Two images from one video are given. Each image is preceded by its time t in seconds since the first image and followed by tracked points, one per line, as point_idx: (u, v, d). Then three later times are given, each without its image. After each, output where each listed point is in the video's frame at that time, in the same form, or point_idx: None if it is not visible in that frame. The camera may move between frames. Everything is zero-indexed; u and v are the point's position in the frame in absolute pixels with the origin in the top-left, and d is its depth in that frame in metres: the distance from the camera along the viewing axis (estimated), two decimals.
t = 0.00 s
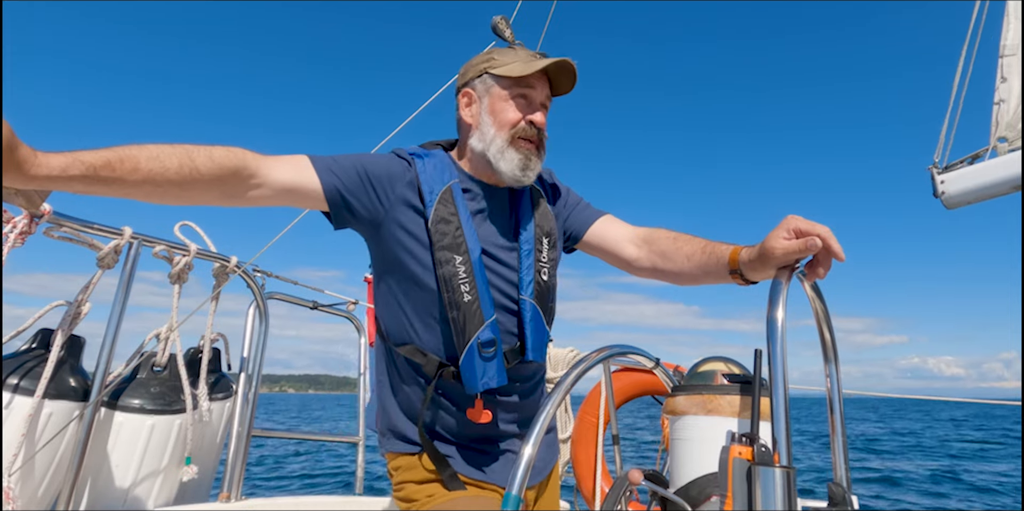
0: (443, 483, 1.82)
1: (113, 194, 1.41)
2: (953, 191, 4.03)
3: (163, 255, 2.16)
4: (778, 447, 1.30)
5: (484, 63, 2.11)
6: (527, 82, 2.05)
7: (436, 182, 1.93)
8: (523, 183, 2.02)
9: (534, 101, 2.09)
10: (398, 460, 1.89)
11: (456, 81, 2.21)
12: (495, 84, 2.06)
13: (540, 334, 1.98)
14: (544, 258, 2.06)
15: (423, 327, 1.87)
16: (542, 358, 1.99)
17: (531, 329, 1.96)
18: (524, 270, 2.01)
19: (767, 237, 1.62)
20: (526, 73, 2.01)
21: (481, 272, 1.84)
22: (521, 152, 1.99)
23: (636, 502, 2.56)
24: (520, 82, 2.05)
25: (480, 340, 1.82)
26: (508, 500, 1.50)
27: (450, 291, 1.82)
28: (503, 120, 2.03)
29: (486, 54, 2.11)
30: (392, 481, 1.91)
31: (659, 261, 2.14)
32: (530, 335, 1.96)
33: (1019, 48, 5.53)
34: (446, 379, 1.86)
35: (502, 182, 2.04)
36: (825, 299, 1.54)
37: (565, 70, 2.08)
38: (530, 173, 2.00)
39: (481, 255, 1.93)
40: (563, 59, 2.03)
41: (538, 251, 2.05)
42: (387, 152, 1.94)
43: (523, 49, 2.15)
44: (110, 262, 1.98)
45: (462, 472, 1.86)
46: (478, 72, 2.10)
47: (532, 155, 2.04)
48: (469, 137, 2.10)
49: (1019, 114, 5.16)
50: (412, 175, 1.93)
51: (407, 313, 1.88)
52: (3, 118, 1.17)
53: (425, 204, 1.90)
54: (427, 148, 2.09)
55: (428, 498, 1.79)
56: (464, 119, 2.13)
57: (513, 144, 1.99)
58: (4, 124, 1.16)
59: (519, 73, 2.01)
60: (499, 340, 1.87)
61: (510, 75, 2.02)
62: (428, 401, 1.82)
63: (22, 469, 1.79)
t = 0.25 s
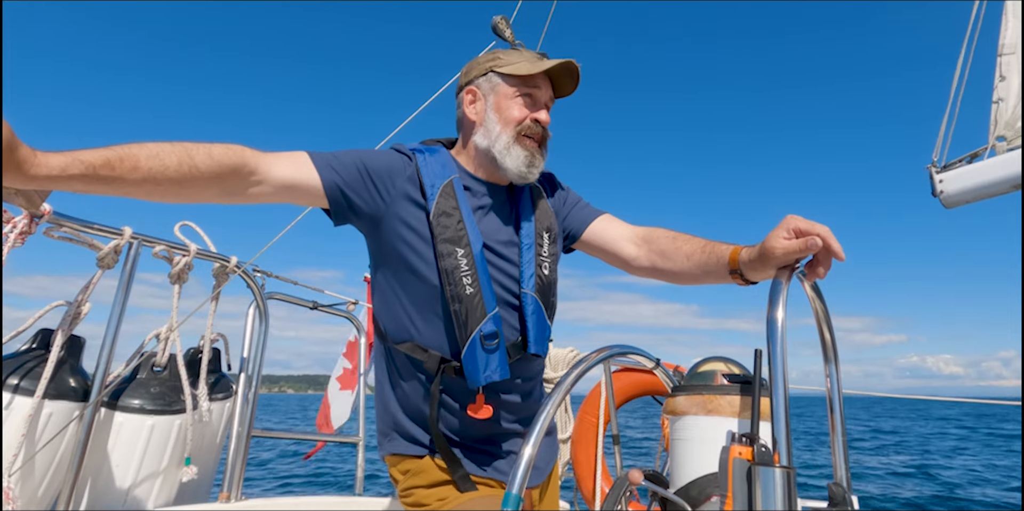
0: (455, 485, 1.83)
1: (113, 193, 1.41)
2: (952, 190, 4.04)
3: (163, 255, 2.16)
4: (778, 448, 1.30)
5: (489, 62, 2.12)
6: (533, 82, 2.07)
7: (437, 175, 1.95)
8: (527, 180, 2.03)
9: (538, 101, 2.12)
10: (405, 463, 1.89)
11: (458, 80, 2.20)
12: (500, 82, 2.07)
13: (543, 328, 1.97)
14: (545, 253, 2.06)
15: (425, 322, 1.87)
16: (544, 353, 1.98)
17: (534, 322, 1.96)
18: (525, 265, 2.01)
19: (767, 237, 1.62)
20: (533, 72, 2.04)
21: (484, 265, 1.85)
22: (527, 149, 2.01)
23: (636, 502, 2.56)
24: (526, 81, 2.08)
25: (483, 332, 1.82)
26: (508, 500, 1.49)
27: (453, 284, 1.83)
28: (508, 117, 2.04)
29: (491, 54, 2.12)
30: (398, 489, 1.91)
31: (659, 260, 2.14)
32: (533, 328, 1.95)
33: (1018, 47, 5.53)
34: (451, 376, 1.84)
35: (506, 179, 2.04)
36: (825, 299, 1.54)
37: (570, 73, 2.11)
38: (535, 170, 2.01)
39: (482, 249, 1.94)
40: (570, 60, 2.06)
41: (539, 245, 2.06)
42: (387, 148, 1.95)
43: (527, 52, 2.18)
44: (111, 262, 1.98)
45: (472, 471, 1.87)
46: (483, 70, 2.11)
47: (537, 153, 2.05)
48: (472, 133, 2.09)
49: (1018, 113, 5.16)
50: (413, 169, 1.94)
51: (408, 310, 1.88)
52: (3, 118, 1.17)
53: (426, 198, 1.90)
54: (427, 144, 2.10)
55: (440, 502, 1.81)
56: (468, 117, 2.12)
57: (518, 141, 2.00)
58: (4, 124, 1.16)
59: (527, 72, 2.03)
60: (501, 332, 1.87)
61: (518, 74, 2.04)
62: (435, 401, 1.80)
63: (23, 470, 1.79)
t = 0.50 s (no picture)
0: (452, 489, 1.82)
1: (112, 191, 1.41)
2: (951, 190, 4.03)
3: (162, 255, 2.15)
4: (778, 448, 1.30)
5: (485, 58, 2.12)
6: (529, 76, 2.07)
7: (438, 167, 1.95)
8: (527, 173, 2.03)
9: (536, 95, 2.12)
10: (403, 463, 1.88)
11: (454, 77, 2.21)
12: (497, 77, 2.07)
13: (548, 319, 1.98)
14: (549, 245, 2.07)
15: (429, 316, 1.86)
16: (551, 344, 2.00)
17: (540, 314, 1.96)
18: (531, 256, 2.01)
19: (767, 237, 1.62)
20: (529, 66, 2.04)
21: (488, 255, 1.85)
22: (525, 142, 2.01)
23: (636, 502, 2.55)
24: (522, 75, 2.08)
25: (489, 322, 1.83)
26: (508, 499, 1.49)
27: (458, 274, 1.83)
28: (506, 111, 2.04)
29: (487, 49, 2.13)
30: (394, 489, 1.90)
31: (659, 259, 2.14)
32: (540, 320, 1.95)
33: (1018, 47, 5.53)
34: (456, 370, 1.84)
35: (506, 172, 2.04)
36: (824, 299, 1.54)
37: (565, 65, 2.11)
38: (535, 163, 2.01)
39: (486, 241, 1.94)
40: (566, 53, 2.06)
41: (543, 238, 2.06)
42: (388, 143, 1.95)
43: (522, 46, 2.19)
44: (111, 262, 1.98)
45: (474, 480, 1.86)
46: (480, 65, 2.11)
47: (536, 146, 2.05)
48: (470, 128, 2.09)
49: (1018, 113, 5.15)
50: (414, 163, 1.94)
51: (412, 304, 1.88)
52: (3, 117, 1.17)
53: (428, 190, 1.90)
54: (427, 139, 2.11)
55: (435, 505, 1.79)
56: (465, 112, 2.12)
57: (517, 134, 2.00)
58: (3, 124, 1.16)
59: (523, 66, 2.03)
60: (508, 322, 1.88)
61: (514, 68, 2.05)
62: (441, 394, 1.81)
63: (22, 470, 1.79)
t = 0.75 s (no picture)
0: (446, 490, 1.81)
1: (112, 192, 1.41)
2: (952, 191, 4.03)
3: (163, 255, 2.15)
4: (778, 448, 1.30)
5: (490, 57, 2.11)
6: (535, 79, 2.08)
7: (439, 167, 1.95)
8: (529, 177, 2.05)
9: (540, 98, 2.13)
10: (406, 466, 1.89)
11: (456, 73, 2.19)
12: (502, 78, 2.07)
13: (551, 319, 1.98)
14: (551, 246, 2.07)
15: (432, 316, 1.87)
16: (554, 345, 1.99)
17: (543, 314, 1.96)
18: (533, 256, 2.01)
19: (767, 237, 1.62)
20: (536, 70, 2.04)
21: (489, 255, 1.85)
22: (529, 147, 2.03)
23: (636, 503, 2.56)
24: (528, 78, 2.08)
25: (491, 321, 1.83)
26: (508, 499, 1.49)
27: (459, 273, 1.83)
28: (511, 114, 2.04)
29: (492, 48, 2.11)
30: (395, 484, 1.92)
31: (659, 260, 2.14)
32: (543, 320, 1.95)
33: (1018, 47, 5.53)
34: (457, 371, 1.84)
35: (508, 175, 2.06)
36: (824, 299, 1.54)
37: (570, 69, 2.12)
38: (538, 168, 2.04)
39: (488, 241, 1.94)
40: (572, 57, 2.07)
41: (545, 238, 2.06)
42: (388, 143, 1.95)
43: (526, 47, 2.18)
44: (111, 262, 1.98)
45: (471, 484, 1.85)
46: (484, 65, 2.10)
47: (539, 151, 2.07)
48: (473, 129, 2.09)
49: (1018, 113, 5.16)
50: (415, 163, 1.95)
51: (414, 305, 1.88)
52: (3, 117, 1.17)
53: (429, 190, 1.90)
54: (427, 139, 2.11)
55: (429, 506, 1.79)
56: (468, 111, 2.11)
57: (521, 139, 2.02)
58: (4, 124, 1.16)
59: (530, 70, 2.03)
60: (510, 322, 1.88)
61: (521, 71, 2.04)
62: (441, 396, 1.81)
63: (22, 470, 1.79)
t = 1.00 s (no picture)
0: (447, 483, 1.82)
1: (113, 195, 1.41)
2: (952, 191, 4.03)
3: (163, 255, 2.15)
4: (778, 448, 1.30)
5: (500, 61, 2.10)
6: (545, 87, 2.09)
7: (439, 169, 1.95)
8: (536, 185, 2.08)
9: (546, 105, 2.14)
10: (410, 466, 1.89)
11: (462, 73, 2.16)
12: (512, 84, 2.07)
13: (552, 322, 1.98)
14: (552, 248, 2.07)
15: (433, 319, 1.87)
16: (555, 346, 1.99)
17: (544, 316, 1.96)
18: (534, 258, 2.01)
19: (767, 237, 1.62)
20: (548, 79, 2.05)
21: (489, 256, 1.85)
22: (539, 156, 2.05)
23: (636, 503, 2.55)
24: (538, 86, 2.09)
25: (491, 323, 1.83)
26: (508, 499, 1.50)
27: (459, 276, 1.83)
28: (522, 121, 2.05)
29: (502, 52, 2.11)
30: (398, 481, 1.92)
31: (659, 260, 2.14)
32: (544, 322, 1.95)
33: (1018, 48, 5.52)
34: (458, 372, 1.85)
35: (514, 180, 2.07)
36: (824, 299, 1.54)
37: (577, 79, 2.14)
38: (546, 175, 2.07)
39: (488, 243, 1.94)
40: (583, 70, 2.10)
41: (546, 240, 2.06)
42: (389, 147, 1.95)
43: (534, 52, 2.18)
44: (110, 262, 1.98)
45: (471, 478, 1.85)
46: (494, 69, 2.09)
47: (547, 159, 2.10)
48: (480, 133, 2.08)
49: (1018, 114, 5.16)
50: (414, 165, 1.95)
51: (415, 308, 1.88)
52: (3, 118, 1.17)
53: (429, 192, 1.91)
54: (428, 142, 2.11)
55: (430, 497, 1.79)
56: (475, 114, 2.09)
57: (531, 147, 2.04)
58: (4, 124, 1.16)
59: (543, 78, 2.04)
60: (511, 324, 1.88)
61: (533, 79, 2.05)
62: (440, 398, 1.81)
63: (22, 471, 1.79)
